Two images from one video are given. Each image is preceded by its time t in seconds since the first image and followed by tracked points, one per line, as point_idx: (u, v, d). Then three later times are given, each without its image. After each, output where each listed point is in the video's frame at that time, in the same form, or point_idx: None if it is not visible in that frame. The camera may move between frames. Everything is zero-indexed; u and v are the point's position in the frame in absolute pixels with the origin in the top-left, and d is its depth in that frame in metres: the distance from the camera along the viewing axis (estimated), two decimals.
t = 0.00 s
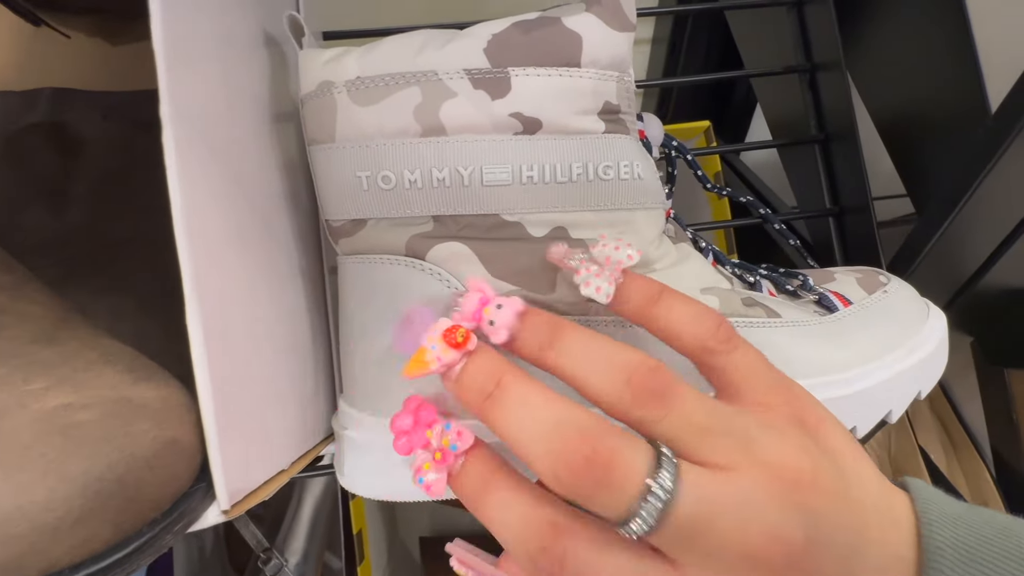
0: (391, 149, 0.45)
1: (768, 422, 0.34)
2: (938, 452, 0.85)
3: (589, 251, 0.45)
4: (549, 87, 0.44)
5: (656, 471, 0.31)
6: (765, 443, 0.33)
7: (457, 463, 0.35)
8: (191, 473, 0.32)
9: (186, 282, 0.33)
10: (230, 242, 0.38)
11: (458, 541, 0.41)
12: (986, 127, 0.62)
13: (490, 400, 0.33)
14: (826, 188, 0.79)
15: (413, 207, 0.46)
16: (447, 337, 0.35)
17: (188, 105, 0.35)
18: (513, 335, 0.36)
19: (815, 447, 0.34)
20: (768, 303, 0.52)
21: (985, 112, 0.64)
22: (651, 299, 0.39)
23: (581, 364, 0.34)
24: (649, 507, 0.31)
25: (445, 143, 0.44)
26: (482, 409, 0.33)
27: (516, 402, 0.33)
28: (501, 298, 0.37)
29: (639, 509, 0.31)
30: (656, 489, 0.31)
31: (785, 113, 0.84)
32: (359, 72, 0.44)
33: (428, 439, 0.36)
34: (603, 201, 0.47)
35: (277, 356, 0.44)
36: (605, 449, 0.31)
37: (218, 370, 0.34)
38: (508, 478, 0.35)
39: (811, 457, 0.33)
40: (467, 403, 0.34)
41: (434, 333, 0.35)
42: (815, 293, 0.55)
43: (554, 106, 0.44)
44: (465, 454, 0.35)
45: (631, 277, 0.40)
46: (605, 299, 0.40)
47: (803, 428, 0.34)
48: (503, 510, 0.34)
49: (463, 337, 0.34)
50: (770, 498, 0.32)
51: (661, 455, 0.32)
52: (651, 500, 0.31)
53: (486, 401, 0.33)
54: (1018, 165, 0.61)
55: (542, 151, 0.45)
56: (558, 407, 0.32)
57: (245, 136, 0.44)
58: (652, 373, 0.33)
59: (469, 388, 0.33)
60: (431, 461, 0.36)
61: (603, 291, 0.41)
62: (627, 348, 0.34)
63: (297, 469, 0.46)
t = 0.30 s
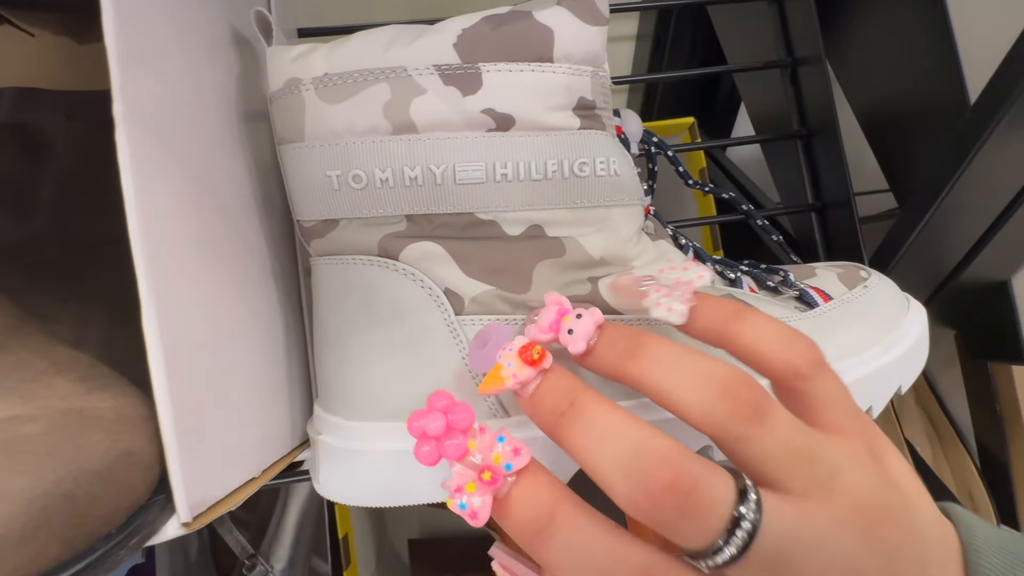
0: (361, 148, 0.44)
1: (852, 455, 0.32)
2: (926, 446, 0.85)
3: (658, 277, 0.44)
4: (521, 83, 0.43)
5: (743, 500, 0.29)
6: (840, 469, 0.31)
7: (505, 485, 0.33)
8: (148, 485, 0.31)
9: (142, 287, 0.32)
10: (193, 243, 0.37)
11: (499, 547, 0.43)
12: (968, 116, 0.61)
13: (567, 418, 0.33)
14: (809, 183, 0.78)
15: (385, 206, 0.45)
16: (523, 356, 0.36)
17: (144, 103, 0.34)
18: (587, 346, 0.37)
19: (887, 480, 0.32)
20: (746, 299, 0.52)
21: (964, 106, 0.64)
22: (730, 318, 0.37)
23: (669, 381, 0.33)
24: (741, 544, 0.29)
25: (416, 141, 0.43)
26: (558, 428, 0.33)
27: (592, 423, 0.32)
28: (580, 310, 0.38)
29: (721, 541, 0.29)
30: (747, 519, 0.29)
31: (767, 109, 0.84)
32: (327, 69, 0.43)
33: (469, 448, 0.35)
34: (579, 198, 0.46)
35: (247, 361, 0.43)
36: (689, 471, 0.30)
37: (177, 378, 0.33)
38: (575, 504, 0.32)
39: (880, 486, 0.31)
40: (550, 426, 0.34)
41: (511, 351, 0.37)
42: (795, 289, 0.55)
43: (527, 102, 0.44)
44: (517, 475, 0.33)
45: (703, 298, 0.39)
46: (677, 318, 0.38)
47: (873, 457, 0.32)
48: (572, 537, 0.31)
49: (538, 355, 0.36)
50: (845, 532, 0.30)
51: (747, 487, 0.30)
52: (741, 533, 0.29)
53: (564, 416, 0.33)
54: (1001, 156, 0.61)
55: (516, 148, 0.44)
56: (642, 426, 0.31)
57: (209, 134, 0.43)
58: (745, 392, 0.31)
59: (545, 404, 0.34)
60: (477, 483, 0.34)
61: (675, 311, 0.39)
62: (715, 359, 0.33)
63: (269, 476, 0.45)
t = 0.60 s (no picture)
0: (309, 146, 0.43)
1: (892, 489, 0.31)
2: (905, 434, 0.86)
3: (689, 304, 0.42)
4: (472, 78, 0.42)
5: (810, 540, 0.29)
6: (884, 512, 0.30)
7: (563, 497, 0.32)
8: (73, 498, 0.30)
9: (67, 295, 0.31)
10: (126, 249, 0.36)
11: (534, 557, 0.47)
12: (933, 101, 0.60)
13: (622, 458, 0.29)
14: (778, 176, 0.78)
15: (336, 206, 0.44)
16: (569, 388, 0.29)
17: (69, 101, 0.33)
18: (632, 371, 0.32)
19: (938, 518, 0.31)
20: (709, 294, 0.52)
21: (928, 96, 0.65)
22: (759, 353, 0.36)
23: (720, 418, 0.30)
24: None
25: (366, 138, 0.42)
26: (609, 474, 0.29)
27: (653, 467, 0.28)
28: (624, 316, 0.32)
29: None
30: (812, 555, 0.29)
31: (737, 103, 0.84)
32: (272, 65, 0.41)
33: (529, 465, 0.33)
34: (536, 195, 0.46)
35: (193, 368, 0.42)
36: (750, 513, 0.28)
37: (107, 387, 0.31)
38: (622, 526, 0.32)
39: (929, 526, 0.31)
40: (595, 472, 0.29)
41: (550, 378, 0.30)
42: (759, 284, 0.54)
43: (479, 98, 0.43)
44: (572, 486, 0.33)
45: (734, 330, 0.37)
46: (710, 353, 0.37)
47: (919, 492, 0.32)
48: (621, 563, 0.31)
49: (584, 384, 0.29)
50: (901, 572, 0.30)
51: (809, 524, 0.30)
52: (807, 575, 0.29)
53: (615, 460, 0.29)
54: (966, 142, 0.61)
55: (469, 145, 0.43)
56: (699, 464, 0.29)
57: (149, 134, 0.41)
58: (785, 427, 0.30)
59: (586, 446, 0.29)
60: (536, 493, 0.32)
61: (709, 347, 0.37)
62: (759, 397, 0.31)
63: (219, 486, 0.44)
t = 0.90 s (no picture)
0: (247, 147, 0.42)
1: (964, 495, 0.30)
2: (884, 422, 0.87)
3: (766, 307, 0.43)
4: (411, 76, 0.42)
5: (859, 519, 0.28)
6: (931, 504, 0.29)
7: (626, 481, 0.35)
8: None
9: None
10: (52, 254, 0.35)
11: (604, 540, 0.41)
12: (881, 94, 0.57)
13: (683, 426, 0.31)
14: (740, 171, 0.79)
15: (277, 206, 0.43)
16: (636, 360, 0.38)
17: None
18: (696, 356, 0.35)
19: (1006, 527, 0.29)
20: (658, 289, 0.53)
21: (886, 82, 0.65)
22: (829, 352, 0.36)
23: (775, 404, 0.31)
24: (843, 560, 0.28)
25: (304, 138, 0.42)
26: (670, 437, 0.32)
27: (710, 436, 0.31)
28: (685, 320, 0.37)
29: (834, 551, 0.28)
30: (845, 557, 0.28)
31: (700, 99, 0.84)
32: (205, 65, 0.41)
33: (596, 450, 0.37)
34: (481, 193, 0.45)
35: (130, 375, 0.41)
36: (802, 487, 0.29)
37: (25, 398, 0.31)
38: (683, 506, 0.33)
39: (1002, 533, 0.29)
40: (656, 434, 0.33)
41: (623, 355, 0.38)
42: (712, 278, 0.55)
43: (418, 95, 0.42)
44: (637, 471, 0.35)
45: (803, 331, 0.38)
46: (780, 346, 0.38)
47: (992, 504, 0.30)
48: (685, 548, 0.32)
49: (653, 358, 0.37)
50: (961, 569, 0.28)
51: (861, 504, 0.29)
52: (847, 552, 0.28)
53: (675, 427, 0.32)
54: (916, 136, 0.58)
55: (411, 143, 0.43)
56: (747, 437, 0.30)
57: (81, 137, 0.40)
58: (846, 427, 0.30)
59: (654, 410, 0.32)
60: (603, 475, 0.35)
61: (779, 338, 0.38)
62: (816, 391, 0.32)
63: (162, 493, 0.43)
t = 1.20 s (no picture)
0: (199, 151, 0.41)
1: None
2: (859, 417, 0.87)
3: (806, 295, 0.42)
4: (363, 78, 0.42)
5: (991, 461, 0.25)
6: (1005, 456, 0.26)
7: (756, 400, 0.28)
8: None
9: None
10: None
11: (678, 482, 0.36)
12: (836, 87, 0.57)
13: (813, 356, 0.27)
14: (709, 168, 0.80)
15: (232, 211, 0.43)
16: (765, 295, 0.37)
17: None
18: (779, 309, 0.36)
19: None
20: (622, 289, 0.52)
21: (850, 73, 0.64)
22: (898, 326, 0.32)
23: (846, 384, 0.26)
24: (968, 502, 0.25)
25: (258, 142, 0.41)
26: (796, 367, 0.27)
27: (840, 365, 0.27)
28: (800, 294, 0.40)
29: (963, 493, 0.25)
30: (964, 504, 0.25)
31: (669, 97, 0.84)
32: (153, 68, 0.40)
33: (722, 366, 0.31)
34: (441, 195, 0.45)
35: (82, 385, 0.41)
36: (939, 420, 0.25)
37: None
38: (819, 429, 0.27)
39: None
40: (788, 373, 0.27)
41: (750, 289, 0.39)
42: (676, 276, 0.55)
43: (373, 98, 0.42)
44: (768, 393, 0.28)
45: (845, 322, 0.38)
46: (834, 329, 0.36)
47: None
48: (835, 481, 0.26)
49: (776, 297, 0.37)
50: None
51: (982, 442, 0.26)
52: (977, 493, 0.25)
53: (801, 359, 0.27)
54: (874, 131, 0.56)
55: (367, 146, 0.43)
56: (876, 369, 0.27)
57: (28, 144, 0.40)
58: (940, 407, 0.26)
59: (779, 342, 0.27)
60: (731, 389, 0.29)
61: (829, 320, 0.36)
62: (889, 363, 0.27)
63: (118, 502, 0.43)
